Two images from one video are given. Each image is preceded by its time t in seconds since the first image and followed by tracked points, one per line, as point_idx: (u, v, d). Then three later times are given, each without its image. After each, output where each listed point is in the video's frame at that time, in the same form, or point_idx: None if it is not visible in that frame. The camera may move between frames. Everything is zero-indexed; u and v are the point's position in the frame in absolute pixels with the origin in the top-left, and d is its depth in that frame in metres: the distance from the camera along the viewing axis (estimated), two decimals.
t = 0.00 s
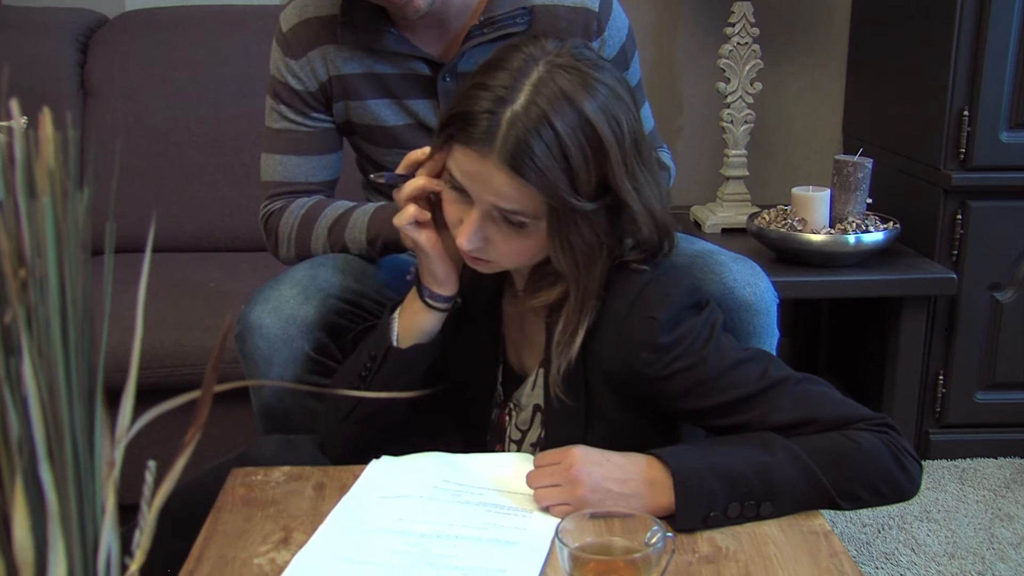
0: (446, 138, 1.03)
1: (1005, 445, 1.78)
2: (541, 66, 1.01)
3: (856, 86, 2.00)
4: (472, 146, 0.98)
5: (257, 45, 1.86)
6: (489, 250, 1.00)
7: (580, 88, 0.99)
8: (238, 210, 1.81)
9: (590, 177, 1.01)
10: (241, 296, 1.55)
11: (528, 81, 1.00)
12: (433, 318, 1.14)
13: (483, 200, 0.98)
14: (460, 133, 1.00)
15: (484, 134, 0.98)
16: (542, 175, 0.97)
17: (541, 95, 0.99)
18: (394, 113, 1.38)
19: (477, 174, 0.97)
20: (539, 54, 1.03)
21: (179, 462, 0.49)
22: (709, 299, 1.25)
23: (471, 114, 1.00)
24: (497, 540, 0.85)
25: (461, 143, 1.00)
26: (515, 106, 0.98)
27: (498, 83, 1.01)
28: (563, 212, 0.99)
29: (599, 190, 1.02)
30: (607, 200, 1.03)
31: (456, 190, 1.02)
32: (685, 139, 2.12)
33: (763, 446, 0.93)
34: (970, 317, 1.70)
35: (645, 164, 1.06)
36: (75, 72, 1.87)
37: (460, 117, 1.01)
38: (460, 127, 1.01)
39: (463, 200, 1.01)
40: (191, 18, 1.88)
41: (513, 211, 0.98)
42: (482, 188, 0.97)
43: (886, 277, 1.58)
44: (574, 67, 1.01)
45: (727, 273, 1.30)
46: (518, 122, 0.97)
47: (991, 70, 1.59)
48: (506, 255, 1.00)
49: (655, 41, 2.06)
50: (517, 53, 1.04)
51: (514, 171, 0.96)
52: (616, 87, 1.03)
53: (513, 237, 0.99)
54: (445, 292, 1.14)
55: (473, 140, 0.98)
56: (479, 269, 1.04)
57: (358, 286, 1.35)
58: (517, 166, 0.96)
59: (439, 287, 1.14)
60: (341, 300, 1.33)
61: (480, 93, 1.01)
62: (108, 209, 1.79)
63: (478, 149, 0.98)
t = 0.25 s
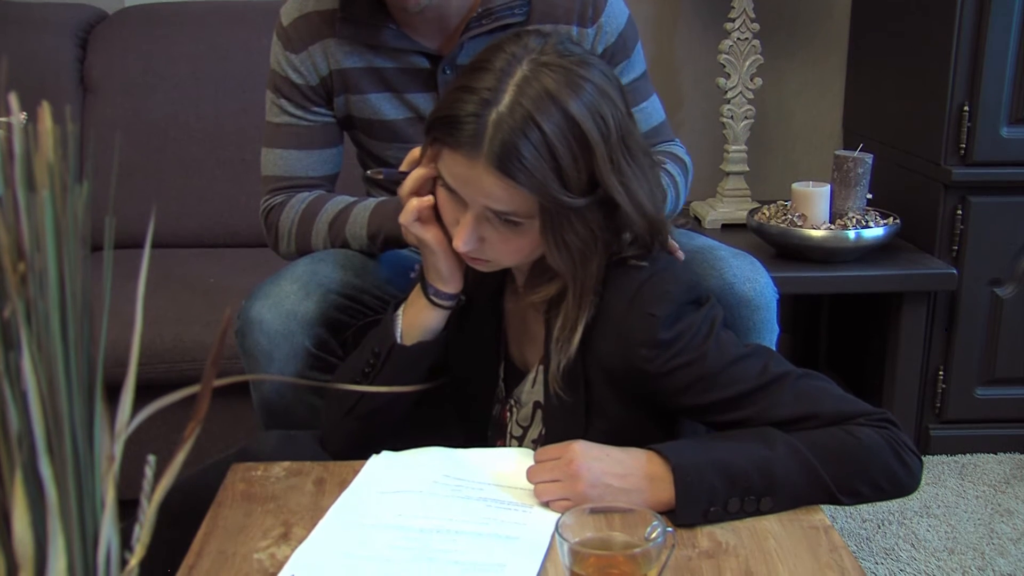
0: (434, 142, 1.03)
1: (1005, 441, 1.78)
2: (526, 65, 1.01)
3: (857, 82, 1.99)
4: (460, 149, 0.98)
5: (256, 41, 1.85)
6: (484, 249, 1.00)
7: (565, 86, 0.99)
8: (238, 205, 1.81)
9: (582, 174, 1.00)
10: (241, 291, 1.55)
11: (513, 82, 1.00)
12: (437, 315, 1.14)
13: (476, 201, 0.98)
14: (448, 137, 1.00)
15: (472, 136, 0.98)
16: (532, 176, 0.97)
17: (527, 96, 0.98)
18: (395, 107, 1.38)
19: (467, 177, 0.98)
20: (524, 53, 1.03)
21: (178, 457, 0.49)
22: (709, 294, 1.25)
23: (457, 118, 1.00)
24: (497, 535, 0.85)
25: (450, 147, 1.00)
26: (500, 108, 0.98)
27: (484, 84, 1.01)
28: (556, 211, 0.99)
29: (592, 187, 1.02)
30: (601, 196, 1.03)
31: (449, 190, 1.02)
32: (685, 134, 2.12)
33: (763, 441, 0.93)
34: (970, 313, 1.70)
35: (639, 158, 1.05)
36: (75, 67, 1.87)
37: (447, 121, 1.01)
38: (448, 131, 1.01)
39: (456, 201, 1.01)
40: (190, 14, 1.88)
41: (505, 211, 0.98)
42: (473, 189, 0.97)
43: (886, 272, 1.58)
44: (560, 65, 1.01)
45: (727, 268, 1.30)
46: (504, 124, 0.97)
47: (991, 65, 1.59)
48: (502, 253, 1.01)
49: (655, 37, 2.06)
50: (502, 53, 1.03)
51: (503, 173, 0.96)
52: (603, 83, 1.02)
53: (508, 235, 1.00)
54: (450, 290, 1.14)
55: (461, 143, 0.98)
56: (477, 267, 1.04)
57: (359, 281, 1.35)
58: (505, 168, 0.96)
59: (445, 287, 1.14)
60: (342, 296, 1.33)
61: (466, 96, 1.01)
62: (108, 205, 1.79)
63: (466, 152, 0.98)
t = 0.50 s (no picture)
0: (428, 141, 1.03)
1: (1005, 438, 1.78)
2: (518, 61, 1.01)
3: (857, 80, 1.99)
4: (456, 148, 0.98)
5: (256, 38, 1.85)
6: (483, 247, 1.00)
7: (559, 82, 0.99)
8: (238, 203, 1.81)
9: (578, 170, 1.00)
10: (240, 288, 1.55)
11: (506, 79, 0.99)
12: (434, 311, 1.14)
13: (473, 199, 0.98)
14: (443, 136, 1.00)
15: (467, 135, 0.98)
16: (529, 173, 0.97)
17: (520, 93, 0.98)
18: (394, 105, 1.38)
19: (463, 176, 0.98)
20: (516, 49, 1.02)
21: (177, 454, 0.49)
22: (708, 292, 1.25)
23: (450, 116, 1.00)
24: (497, 532, 0.85)
25: (445, 146, 1.00)
26: (494, 105, 0.98)
27: (477, 82, 1.01)
28: (553, 207, 0.99)
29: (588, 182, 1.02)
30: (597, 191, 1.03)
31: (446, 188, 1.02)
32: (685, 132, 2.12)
33: (762, 437, 0.93)
34: (970, 310, 1.70)
35: (634, 152, 1.05)
36: (75, 65, 1.87)
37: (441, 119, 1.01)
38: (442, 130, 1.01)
39: (453, 199, 1.01)
40: (190, 11, 1.88)
41: (503, 208, 0.98)
42: (470, 187, 0.98)
43: (886, 269, 1.57)
44: (553, 60, 1.01)
45: (727, 266, 1.30)
46: (499, 121, 0.97)
47: (991, 63, 1.59)
48: (500, 251, 1.01)
49: (655, 34, 2.06)
50: (494, 50, 1.03)
51: (499, 170, 0.96)
52: (596, 78, 1.02)
53: (507, 233, 1.00)
54: (447, 286, 1.15)
55: (456, 142, 0.98)
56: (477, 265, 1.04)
57: (359, 278, 1.35)
58: (501, 166, 0.96)
59: (442, 282, 1.14)
60: (341, 293, 1.33)
61: (459, 94, 1.01)
62: (108, 202, 1.79)
63: (461, 150, 0.98)
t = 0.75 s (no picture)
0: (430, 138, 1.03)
1: (1005, 435, 1.78)
2: (520, 59, 1.01)
3: (857, 77, 1.99)
4: (458, 146, 0.98)
5: (256, 36, 1.85)
6: (485, 245, 1.00)
7: (562, 79, 0.99)
8: (238, 200, 1.81)
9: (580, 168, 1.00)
10: (240, 286, 1.55)
11: (507, 77, 0.99)
12: (433, 309, 1.14)
13: (475, 197, 0.98)
14: (445, 134, 1.00)
15: (469, 132, 0.98)
16: (531, 170, 0.97)
17: (523, 91, 0.98)
18: (394, 102, 1.38)
19: (465, 174, 0.98)
20: (518, 46, 1.02)
21: (177, 450, 0.49)
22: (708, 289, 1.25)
23: (452, 114, 1.00)
24: (497, 529, 0.84)
25: (447, 143, 0.99)
26: (497, 103, 0.98)
27: (478, 80, 1.01)
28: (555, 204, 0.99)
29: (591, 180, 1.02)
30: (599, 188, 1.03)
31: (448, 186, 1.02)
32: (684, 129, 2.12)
33: (762, 435, 0.92)
34: (970, 307, 1.70)
35: (636, 149, 1.05)
36: (74, 62, 1.87)
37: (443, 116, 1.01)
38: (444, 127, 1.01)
39: (455, 197, 1.01)
40: (190, 8, 1.87)
41: (505, 206, 0.98)
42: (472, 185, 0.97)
43: (886, 267, 1.57)
44: (555, 58, 1.00)
45: (727, 263, 1.30)
46: (501, 119, 0.97)
47: (992, 60, 1.59)
48: (502, 249, 1.01)
49: (656, 32, 2.05)
50: (496, 47, 1.03)
51: (502, 168, 0.96)
52: (598, 75, 1.02)
53: (509, 231, 1.00)
54: (445, 284, 1.15)
55: (458, 140, 0.98)
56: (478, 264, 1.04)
57: (359, 276, 1.35)
58: (504, 164, 0.96)
59: (439, 280, 1.15)
60: (341, 291, 1.33)
61: (461, 92, 1.01)
62: (108, 200, 1.79)
63: (464, 148, 0.98)
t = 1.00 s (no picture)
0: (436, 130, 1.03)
1: (1005, 433, 1.78)
2: (527, 52, 1.01)
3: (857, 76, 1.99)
4: (465, 137, 0.98)
5: (255, 34, 1.85)
6: (490, 238, 1.00)
7: (568, 72, 0.99)
8: (238, 198, 1.81)
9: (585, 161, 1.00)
10: (240, 284, 1.55)
11: (515, 69, 0.99)
12: (434, 306, 1.14)
13: (481, 189, 0.98)
14: (451, 125, 1.00)
15: (476, 123, 0.97)
16: (537, 162, 0.97)
17: (530, 83, 0.98)
18: (393, 100, 1.38)
19: (472, 165, 0.97)
20: (525, 39, 1.02)
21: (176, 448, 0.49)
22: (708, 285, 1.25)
23: (459, 106, 1.00)
24: (497, 527, 0.84)
25: (454, 135, 0.99)
26: (504, 94, 0.98)
27: (485, 72, 1.01)
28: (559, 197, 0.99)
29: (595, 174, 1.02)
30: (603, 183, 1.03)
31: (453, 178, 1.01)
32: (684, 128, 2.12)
33: (763, 434, 0.92)
34: (970, 305, 1.70)
35: (640, 145, 1.05)
36: (74, 60, 1.87)
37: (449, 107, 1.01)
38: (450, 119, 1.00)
39: (460, 190, 1.01)
40: (189, 7, 1.87)
41: (511, 198, 0.97)
42: (478, 177, 0.97)
43: (886, 266, 1.57)
44: (562, 52, 1.01)
45: (727, 261, 1.30)
46: (508, 110, 0.97)
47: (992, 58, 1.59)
48: (506, 242, 1.00)
49: (655, 30, 2.05)
50: (502, 40, 1.03)
51: (508, 159, 0.96)
52: (604, 69, 1.02)
53: (513, 224, 0.99)
54: (447, 281, 1.15)
55: (465, 131, 0.98)
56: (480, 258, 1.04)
57: (359, 275, 1.35)
58: (511, 155, 0.96)
59: (441, 277, 1.14)
60: (341, 290, 1.33)
61: (468, 83, 1.01)
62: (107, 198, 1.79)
63: (470, 139, 0.98)
